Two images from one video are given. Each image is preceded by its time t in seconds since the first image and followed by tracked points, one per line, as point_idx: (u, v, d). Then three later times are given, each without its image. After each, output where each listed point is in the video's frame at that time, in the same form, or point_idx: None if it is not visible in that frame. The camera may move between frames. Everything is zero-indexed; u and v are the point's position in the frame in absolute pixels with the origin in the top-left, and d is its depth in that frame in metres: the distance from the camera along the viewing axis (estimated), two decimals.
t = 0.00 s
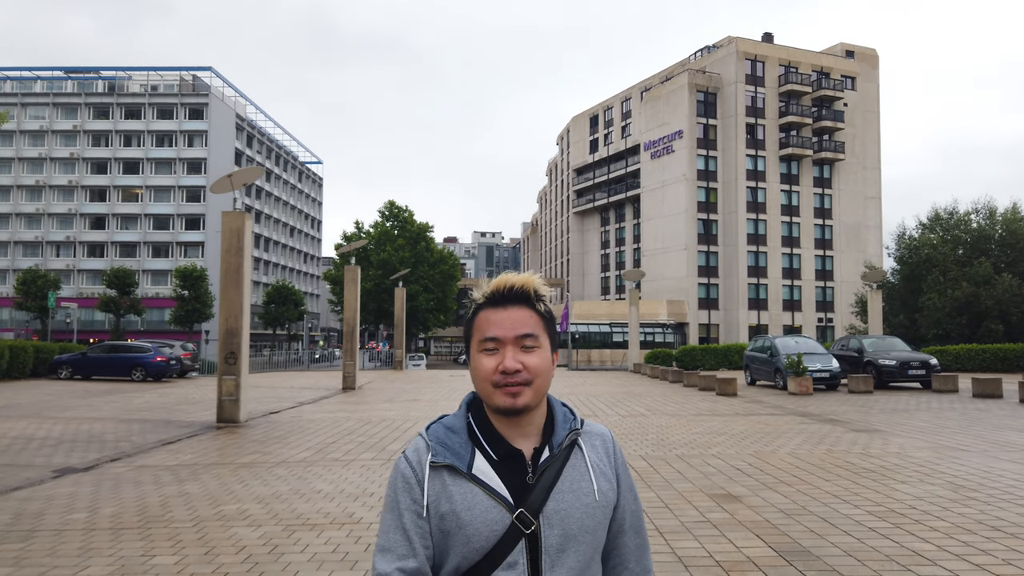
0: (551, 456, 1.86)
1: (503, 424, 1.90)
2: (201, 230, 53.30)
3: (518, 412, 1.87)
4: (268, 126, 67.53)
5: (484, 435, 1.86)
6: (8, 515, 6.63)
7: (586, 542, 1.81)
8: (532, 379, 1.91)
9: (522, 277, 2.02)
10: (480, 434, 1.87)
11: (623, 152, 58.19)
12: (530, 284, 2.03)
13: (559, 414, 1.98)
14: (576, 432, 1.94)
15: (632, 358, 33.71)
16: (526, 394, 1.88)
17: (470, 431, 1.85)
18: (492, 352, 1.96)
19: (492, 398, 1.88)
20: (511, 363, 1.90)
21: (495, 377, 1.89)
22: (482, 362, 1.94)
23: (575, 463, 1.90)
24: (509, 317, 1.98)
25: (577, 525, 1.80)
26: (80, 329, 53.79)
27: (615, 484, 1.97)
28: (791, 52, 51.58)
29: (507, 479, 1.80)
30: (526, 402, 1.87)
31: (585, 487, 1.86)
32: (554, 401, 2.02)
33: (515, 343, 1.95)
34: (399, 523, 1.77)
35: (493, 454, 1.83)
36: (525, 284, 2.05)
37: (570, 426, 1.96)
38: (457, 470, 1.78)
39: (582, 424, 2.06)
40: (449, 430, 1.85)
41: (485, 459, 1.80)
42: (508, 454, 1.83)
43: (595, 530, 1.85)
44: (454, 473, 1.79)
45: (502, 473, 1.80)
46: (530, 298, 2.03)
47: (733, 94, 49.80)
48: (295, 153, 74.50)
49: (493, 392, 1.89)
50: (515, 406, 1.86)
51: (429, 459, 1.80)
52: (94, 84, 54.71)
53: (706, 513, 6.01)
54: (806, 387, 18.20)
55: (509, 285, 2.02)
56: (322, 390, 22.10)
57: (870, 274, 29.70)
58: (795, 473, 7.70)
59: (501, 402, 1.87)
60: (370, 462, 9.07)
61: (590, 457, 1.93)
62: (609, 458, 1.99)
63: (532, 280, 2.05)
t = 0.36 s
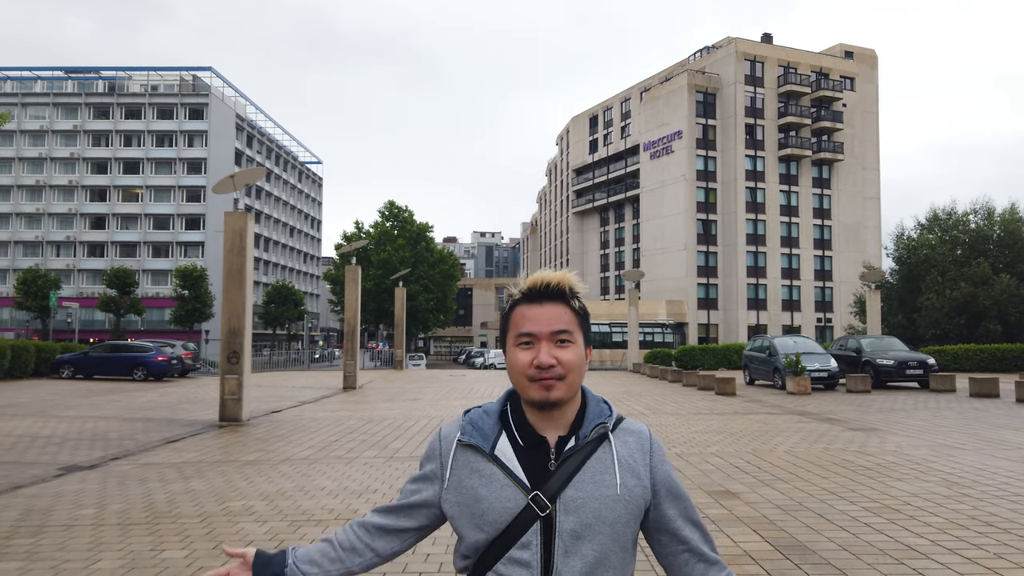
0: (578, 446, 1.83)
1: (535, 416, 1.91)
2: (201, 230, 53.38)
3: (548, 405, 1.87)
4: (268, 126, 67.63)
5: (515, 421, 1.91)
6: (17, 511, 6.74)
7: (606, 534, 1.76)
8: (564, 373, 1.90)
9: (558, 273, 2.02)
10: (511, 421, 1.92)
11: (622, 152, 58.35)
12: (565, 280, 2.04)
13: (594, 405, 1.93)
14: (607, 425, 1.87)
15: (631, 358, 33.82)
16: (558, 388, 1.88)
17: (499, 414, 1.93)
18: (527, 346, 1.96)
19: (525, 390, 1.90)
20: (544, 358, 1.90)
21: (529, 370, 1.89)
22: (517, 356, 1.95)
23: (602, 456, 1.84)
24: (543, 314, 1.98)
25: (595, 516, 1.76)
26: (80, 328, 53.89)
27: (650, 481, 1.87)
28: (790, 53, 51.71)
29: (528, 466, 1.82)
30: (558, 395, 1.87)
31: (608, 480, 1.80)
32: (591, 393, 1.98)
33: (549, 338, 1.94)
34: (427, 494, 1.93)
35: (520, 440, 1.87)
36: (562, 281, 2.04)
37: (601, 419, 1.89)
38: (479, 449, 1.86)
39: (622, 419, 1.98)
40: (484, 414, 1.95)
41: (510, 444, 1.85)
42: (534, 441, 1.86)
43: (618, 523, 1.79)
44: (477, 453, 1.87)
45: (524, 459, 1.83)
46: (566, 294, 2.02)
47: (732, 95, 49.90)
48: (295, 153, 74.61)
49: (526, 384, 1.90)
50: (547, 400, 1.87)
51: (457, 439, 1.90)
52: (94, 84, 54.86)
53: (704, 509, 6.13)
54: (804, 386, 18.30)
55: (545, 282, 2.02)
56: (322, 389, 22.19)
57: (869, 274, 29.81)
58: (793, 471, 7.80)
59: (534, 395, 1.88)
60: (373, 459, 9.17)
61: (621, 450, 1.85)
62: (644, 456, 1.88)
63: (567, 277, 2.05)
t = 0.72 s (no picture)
0: (588, 445, 1.83)
1: (549, 417, 1.94)
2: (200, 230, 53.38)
3: (559, 404, 1.89)
4: (267, 125, 67.59)
5: (530, 420, 1.96)
6: (21, 510, 6.79)
7: (611, 536, 1.74)
8: (573, 372, 1.91)
9: (567, 273, 2.04)
10: (527, 420, 1.98)
11: (622, 151, 58.41)
12: (576, 279, 2.05)
13: (607, 404, 1.93)
14: (618, 425, 1.85)
15: (631, 357, 33.87)
16: (567, 388, 1.89)
17: (518, 412, 1.98)
18: (536, 346, 1.99)
19: (535, 391, 1.92)
20: (552, 358, 1.92)
21: (537, 371, 1.92)
22: (527, 357, 1.98)
23: (613, 457, 1.82)
24: (555, 314, 2.00)
25: (599, 516, 1.74)
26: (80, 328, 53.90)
27: (664, 484, 1.81)
28: (789, 52, 51.74)
29: (538, 466, 1.86)
30: (568, 396, 1.89)
31: (615, 482, 1.78)
32: (607, 391, 1.98)
33: (558, 338, 1.96)
34: (460, 488, 2.02)
35: (533, 438, 1.91)
36: (571, 280, 2.06)
37: (614, 419, 1.87)
38: (495, 447, 1.92)
39: (642, 419, 1.94)
40: (503, 414, 2.00)
41: (524, 441, 1.90)
42: (544, 438, 1.91)
43: (626, 526, 1.75)
44: (493, 450, 1.93)
45: (534, 455, 1.88)
46: (576, 293, 2.04)
47: (731, 94, 49.94)
48: (294, 152, 74.62)
49: (535, 385, 1.92)
50: (557, 400, 1.88)
51: (477, 436, 1.96)
52: (93, 84, 54.90)
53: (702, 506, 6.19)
54: (803, 385, 18.36)
55: (554, 282, 2.04)
56: (323, 389, 22.22)
57: (867, 274, 29.86)
58: (790, 469, 7.87)
59: (544, 396, 1.90)
60: (374, 458, 9.24)
61: (632, 451, 1.82)
62: (659, 456, 1.83)
63: (578, 275, 2.07)
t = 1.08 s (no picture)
0: (579, 459, 1.78)
1: (543, 427, 1.91)
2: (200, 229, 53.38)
3: (551, 415, 1.85)
4: (267, 125, 67.61)
5: (524, 432, 1.93)
6: (26, 508, 6.84)
7: (600, 554, 1.69)
8: (568, 382, 1.87)
9: (565, 281, 1.99)
10: (522, 432, 1.95)
11: (621, 151, 58.45)
12: (574, 287, 2.00)
13: (602, 415, 1.89)
14: (610, 439, 1.80)
15: (630, 356, 33.93)
16: (561, 399, 1.85)
17: (513, 423, 1.96)
18: (531, 355, 1.95)
19: (528, 400, 1.89)
20: (547, 367, 1.89)
21: (531, 380, 1.89)
22: (522, 365, 1.94)
23: (604, 472, 1.77)
24: (550, 322, 1.96)
25: (588, 532, 1.70)
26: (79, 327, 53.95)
27: (658, 499, 1.76)
28: (788, 51, 51.77)
29: (529, 479, 1.83)
30: (561, 407, 1.85)
31: (608, 499, 1.73)
32: (602, 402, 1.94)
33: (553, 347, 1.93)
34: (456, 498, 2.01)
35: (526, 450, 1.89)
36: (568, 288, 2.02)
37: (606, 433, 1.82)
38: (489, 458, 1.89)
39: (639, 433, 1.87)
40: (498, 426, 1.98)
41: (516, 453, 1.88)
42: (538, 450, 1.88)
43: (617, 544, 1.70)
44: (487, 461, 1.90)
45: (526, 469, 1.85)
46: (572, 301, 1.99)
47: (730, 93, 49.98)
48: (293, 152, 74.67)
49: (528, 394, 1.89)
50: (550, 411, 1.85)
51: (470, 448, 1.94)
52: (93, 83, 54.94)
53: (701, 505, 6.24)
54: (801, 384, 18.43)
55: (551, 289, 2.00)
56: (323, 388, 22.26)
57: (866, 273, 29.91)
58: (789, 468, 7.93)
59: (537, 406, 1.86)
60: (375, 457, 9.30)
61: (624, 466, 1.77)
62: (651, 473, 1.77)
63: (576, 283, 2.02)
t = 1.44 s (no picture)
0: (540, 456, 1.77)
1: (501, 427, 1.89)
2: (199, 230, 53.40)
3: (508, 413, 1.83)
4: (266, 125, 67.70)
5: (483, 434, 1.92)
6: (28, 507, 6.91)
7: (566, 550, 1.68)
8: (525, 379, 1.86)
9: (523, 277, 1.99)
10: (480, 434, 1.93)
11: (620, 152, 58.59)
12: (532, 283, 2.00)
13: (562, 409, 1.87)
14: (570, 432, 1.80)
15: (629, 357, 34.00)
16: (517, 395, 1.84)
17: (470, 428, 1.94)
18: (488, 350, 1.93)
19: (484, 397, 1.87)
20: (504, 363, 1.87)
21: (487, 376, 1.87)
22: (479, 361, 1.92)
23: (565, 466, 1.76)
24: (509, 318, 1.95)
25: (552, 532, 1.68)
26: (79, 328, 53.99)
27: (620, 493, 1.75)
28: (786, 53, 51.93)
29: (489, 480, 1.81)
30: (519, 405, 1.83)
31: (568, 492, 1.72)
32: (561, 399, 1.93)
33: (511, 343, 1.91)
34: (417, 515, 1.95)
35: (485, 452, 1.87)
36: (528, 285, 2.01)
37: (567, 426, 1.82)
38: (448, 465, 1.86)
39: (597, 423, 1.88)
40: (456, 431, 1.95)
41: (476, 456, 1.86)
42: (497, 452, 1.86)
43: (579, 542, 1.69)
44: (445, 467, 1.88)
45: (486, 472, 1.82)
46: (533, 298, 1.99)
47: (729, 95, 50.09)
48: (293, 152, 74.78)
49: (486, 391, 1.87)
50: (507, 408, 1.83)
51: (429, 456, 1.91)
52: (93, 84, 55.00)
53: (695, 503, 6.32)
54: (798, 384, 18.51)
55: (512, 285, 1.99)
56: (322, 388, 22.30)
57: (864, 274, 30.02)
58: (784, 467, 8.01)
59: (493, 403, 1.85)
60: (373, 457, 9.39)
61: (585, 459, 1.77)
62: (611, 465, 1.77)
63: (537, 280, 2.02)
